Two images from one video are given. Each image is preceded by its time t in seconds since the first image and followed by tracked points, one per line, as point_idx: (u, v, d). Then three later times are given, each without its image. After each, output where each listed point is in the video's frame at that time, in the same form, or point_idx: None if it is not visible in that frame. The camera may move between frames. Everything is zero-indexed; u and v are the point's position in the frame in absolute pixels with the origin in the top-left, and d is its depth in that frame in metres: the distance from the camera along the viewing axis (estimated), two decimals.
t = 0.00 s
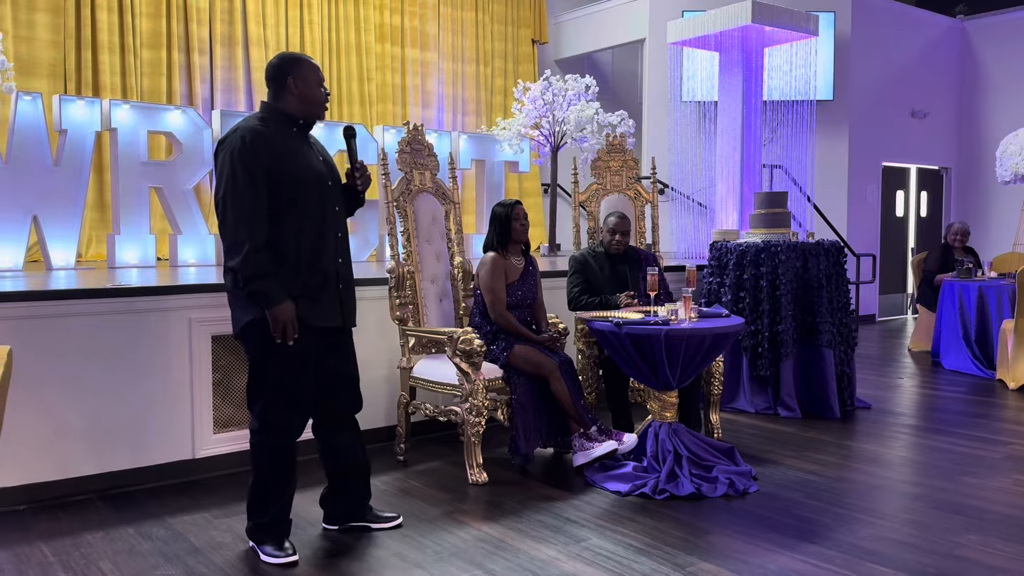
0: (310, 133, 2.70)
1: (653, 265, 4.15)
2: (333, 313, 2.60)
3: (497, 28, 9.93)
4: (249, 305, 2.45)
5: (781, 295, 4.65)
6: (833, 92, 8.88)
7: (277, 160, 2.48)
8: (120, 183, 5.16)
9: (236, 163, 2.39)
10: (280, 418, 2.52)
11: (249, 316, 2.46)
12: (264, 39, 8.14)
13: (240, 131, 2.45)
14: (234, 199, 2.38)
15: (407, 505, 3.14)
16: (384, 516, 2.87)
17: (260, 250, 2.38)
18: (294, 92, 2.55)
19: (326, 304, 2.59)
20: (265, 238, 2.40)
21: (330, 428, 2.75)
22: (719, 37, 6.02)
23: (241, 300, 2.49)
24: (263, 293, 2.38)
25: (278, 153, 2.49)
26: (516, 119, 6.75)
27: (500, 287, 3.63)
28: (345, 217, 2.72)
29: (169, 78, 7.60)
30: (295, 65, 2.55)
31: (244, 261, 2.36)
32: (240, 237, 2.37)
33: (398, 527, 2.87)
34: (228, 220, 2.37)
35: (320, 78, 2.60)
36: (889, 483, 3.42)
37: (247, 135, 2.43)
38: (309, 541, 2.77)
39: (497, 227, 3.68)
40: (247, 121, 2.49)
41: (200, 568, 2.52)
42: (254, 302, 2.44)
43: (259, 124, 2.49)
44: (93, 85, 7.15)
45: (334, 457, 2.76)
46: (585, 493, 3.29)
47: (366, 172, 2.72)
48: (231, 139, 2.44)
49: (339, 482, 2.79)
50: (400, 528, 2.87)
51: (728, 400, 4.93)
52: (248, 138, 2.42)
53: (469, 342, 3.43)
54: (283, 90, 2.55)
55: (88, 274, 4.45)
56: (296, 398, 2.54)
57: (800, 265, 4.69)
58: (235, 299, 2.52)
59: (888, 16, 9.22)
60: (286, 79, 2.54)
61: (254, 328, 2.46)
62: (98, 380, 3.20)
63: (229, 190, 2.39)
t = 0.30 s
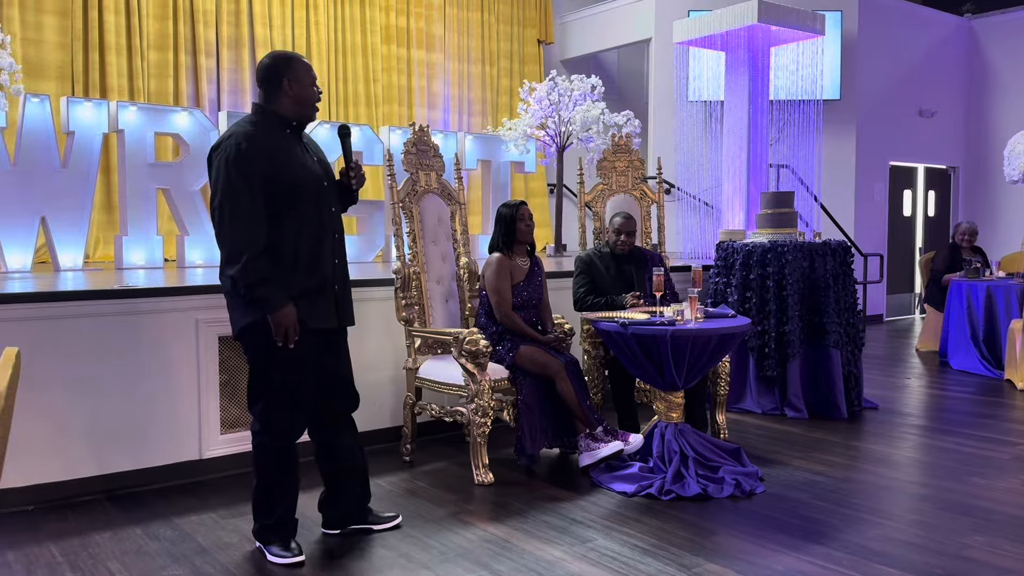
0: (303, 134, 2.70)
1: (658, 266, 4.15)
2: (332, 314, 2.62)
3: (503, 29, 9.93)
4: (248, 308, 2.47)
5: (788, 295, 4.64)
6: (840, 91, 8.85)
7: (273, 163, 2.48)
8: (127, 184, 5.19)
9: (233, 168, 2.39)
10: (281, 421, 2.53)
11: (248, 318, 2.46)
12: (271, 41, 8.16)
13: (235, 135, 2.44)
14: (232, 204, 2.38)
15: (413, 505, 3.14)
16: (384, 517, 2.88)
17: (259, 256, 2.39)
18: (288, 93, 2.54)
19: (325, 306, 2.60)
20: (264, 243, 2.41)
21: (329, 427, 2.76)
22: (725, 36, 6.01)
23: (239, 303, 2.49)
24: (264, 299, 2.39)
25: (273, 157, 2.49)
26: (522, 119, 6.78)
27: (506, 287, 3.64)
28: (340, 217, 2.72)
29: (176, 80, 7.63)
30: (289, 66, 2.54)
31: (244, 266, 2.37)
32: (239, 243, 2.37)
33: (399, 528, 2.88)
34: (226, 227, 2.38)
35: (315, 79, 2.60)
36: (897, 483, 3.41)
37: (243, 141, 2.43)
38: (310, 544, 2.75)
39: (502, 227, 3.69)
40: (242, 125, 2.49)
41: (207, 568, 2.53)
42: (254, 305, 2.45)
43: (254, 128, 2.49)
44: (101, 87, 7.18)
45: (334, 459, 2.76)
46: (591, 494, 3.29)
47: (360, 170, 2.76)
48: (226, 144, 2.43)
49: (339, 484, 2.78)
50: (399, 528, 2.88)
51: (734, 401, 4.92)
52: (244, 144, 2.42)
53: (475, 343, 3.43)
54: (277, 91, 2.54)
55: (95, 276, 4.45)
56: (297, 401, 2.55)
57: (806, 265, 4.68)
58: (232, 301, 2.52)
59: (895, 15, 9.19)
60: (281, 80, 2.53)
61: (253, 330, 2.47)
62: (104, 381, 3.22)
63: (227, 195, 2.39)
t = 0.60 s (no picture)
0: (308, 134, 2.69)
1: (663, 265, 4.14)
2: (338, 312, 2.61)
3: (508, 27, 9.92)
4: (254, 308, 2.48)
5: (794, 294, 4.63)
6: (846, 89, 8.82)
7: (276, 164, 2.47)
8: (133, 184, 5.20)
9: (235, 169, 2.39)
10: (287, 420, 2.54)
11: (253, 318, 2.47)
12: (276, 40, 8.17)
13: (237, 138, 2.45)
14: (233, 204, 2.39)
15: (419, 504, 3.14)
16: (377, 516, 2.86)
17: (261, 256, 2.40)
18: (289, 92, 2.53)
19: (331, 304, 2.60)
20: (266, 243, 2.41)
21: (334, 425, 2.76)
22: (730, 35, 6.00)
23: (244, 303, 2.50)
24: (268, 298, 2.40)
25: (276, 158, 2.48)
26: (527, 118, 6.75)
27: (511, 286, 3.63)
28: (347, 215, 2.71)
29: (181, 80, 7.64)
30: (290, 65, 2.53)
31: (246, 267, 2.38)
32: (241, 245, 2.38)
33: (393, 528, 2.86)
34: (228, 228, 2.38)
35: (318, 78, 2.59)
36: (903, 482, 3.40)
37: (244, 143, 2.43)
38: (309, 540, 2.77)
39: (507, 226, 3.68)
40: (244, 127, 2.49)
41: (214, 567, 2.54)
42: (260, 305, 2.46)
43: (257, 130, 2.49)
44: (107, 87, 7.19)
45: (336, 458, 2.77)
46: (597, 493, 3.28)
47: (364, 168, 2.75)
48: (228, 147, 2.44)
49: (340, 480, 2.80)
50: (394, 529, 2.86)
51: (740, 400, 4.91)
52: (245, 146, 2.42)
53: (480, 342, 3.43)
54: (280, 91, 2.53)
55: (101, 275, 4.45)
56: (302, 400, 2.55)
57: (812, 264, 4.66)
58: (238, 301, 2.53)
59: (901, 12, 9.16)
60: (282, 80, 2.53)
61: (258, 330, 2.48)
62: (111, 381, 3.22)
63: (229, 197, 2.39)
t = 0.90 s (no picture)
0: (325, 133, 2.69)
1: (668, 263, 4.13)
2: (352, 309, 2.59)
3: (512, 25, 9.92)
4: (269, 304, 2.49)
5: (799, 292, 4.62)
6: (851, 87, 8.80)
7: (288, 161, 2.48)
8: (138, 183, 5.21)
9: (245, 166, 2.40)
10: (297, 415, 2.53)
11: (268, 314, 2.48)
12: (280, 40, 8.17)
13: (250, 135, 2.46)
14: (245, 202, 2.39)
15: (424, 503, 3.15)
16: (382, 515, 2.86)
17: (272, 250, 2.39)
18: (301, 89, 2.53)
19: (345, 300, 2.58)
20: (276, 238, 2.41)
21: (347, 423, 2.75)
22: (736, 32, 6.01)
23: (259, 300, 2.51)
24: (279, 293, 2.40)
25: (289, 155, 2.49)
26: (532, 116, 6.75)
27: (515, 285, 3.63)
28: (364, 213, 2.70)
29: (186, 80, 7.65)
30: (303, 62, 2.54)
31: (257, 261, 2.38)
32: (252, 240, 2.38)
33: (398, 527, 2.86)
34: (240, 224, 2.39)
35: (330, 76, 2.58)
36: (908, 481, 3.39)
37: (256, 140, 2.43)
38: (315, 539, 2.77)
39: (512, 225, 3.67)
40: (259, 126, 2.50)
41: (220, 566, 2.54)
42: (273, 301, 2.47)
43: (270, 128, 2.50)
44: (112, 86, 7.21)
45: (343, 457, 2.77)
46: (602, 491, 3.28)
47: (380, 165, 2.71)
48: (241, 144, 2.45)
49: (345, 479, 2.80)
50: (399, 528, 2.86)
51: (745, 398, 4.90)
52: (257, 143, 2.43)
53: (485, 340, 3.42)
54: (289, 90, 2.54)
55: (106, 275, 4.45)
56: (314, 395, 2.54)
57: (817, 262, 4.65)
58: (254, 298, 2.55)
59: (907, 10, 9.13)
60: (295, 79, 2.54)
61: (273, 326, 2.49)
62: (117, 380, 3.23)
63: (240, 195, 2.40)
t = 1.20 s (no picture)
0: (346, 132, 2.70)
1: (672, 262, 4.12)
2: (366, 305, 2.59)
3: (515, 24, 9.91)
4: (284, 299, 2.50)
5: (804, 290, 4.61)
6: (855, 84, 8.81)
7: (303, 158, 2.49)
8: (142, 183, 5.22)
9: (262, 161, 2.42)
10: (309, 409, 2.53)
11: (287, 308, 2.49)
12: (284, 39, 8.18)
13: (269, 131, 2.48)
14: (262, 197, 2.40)
15: (428, 501, 3.15)
16: (386, 514, 2.86)
17: (286, 243, 2.40)
18: (319, 88, 2.56)
19: (359, 296, 2.58)
20: (290, 230, 2.41)
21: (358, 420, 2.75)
22: (740, 30, 6.01)
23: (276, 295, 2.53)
24: (292, 285, 2.40)
25: (306, 151, 2.50)
26: (535, 115, 6.78)
27: (519, 283, 3.63)
28: (381, 210, 2.69)
29: (190, 79, 7.65)
30: (323, 63, 2.57)
31: (271, 253, 2.39)
32: (266, 232, 2.39)
33: (403, 525, 2.86)
34: (257, 217, 2.41)
35: (347, 75, 2.59)
36: (913, 479, 3.38)
37: (274, 135, 2.45)
38: (319, 538, 2.77)
39: (515, 224, 3.68)
40: (280, 123, 2.52)
41: (225, 564, 2.55)
42: (287, 295, 2.48)
43: (290, 125, 2.52)
44: (116, 86, 7.22)
45: (352, 453, 2.77)
46: (606, 490, 3.28)
47: (396, 165, 2.67)
48: (259, 140, 2.47)
49: (352, 477, 2.82)
50: (404, 526, 2.86)
51: (750, 396, 4.89)
52: (275, 138, 2.45)
53: (489, 339, 3.43)
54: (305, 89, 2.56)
55: (109, 274, 4.43)
56: (325, 389, 2.54)
57: (822, 260, 4.64)
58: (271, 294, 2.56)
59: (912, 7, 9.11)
60: (314, 79, 2.56)
61: (290, 320, 2.50)
62: (122, 378, 3.24)
63: (257, 190, 2.42)
